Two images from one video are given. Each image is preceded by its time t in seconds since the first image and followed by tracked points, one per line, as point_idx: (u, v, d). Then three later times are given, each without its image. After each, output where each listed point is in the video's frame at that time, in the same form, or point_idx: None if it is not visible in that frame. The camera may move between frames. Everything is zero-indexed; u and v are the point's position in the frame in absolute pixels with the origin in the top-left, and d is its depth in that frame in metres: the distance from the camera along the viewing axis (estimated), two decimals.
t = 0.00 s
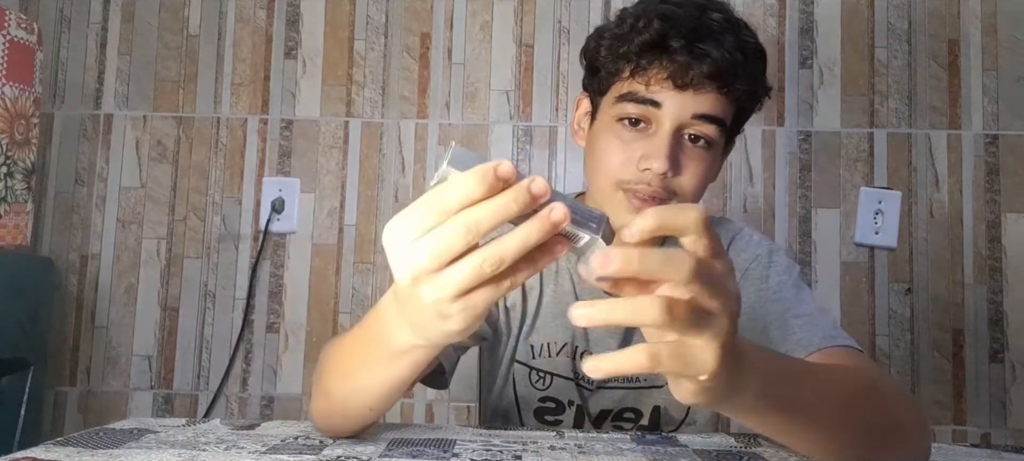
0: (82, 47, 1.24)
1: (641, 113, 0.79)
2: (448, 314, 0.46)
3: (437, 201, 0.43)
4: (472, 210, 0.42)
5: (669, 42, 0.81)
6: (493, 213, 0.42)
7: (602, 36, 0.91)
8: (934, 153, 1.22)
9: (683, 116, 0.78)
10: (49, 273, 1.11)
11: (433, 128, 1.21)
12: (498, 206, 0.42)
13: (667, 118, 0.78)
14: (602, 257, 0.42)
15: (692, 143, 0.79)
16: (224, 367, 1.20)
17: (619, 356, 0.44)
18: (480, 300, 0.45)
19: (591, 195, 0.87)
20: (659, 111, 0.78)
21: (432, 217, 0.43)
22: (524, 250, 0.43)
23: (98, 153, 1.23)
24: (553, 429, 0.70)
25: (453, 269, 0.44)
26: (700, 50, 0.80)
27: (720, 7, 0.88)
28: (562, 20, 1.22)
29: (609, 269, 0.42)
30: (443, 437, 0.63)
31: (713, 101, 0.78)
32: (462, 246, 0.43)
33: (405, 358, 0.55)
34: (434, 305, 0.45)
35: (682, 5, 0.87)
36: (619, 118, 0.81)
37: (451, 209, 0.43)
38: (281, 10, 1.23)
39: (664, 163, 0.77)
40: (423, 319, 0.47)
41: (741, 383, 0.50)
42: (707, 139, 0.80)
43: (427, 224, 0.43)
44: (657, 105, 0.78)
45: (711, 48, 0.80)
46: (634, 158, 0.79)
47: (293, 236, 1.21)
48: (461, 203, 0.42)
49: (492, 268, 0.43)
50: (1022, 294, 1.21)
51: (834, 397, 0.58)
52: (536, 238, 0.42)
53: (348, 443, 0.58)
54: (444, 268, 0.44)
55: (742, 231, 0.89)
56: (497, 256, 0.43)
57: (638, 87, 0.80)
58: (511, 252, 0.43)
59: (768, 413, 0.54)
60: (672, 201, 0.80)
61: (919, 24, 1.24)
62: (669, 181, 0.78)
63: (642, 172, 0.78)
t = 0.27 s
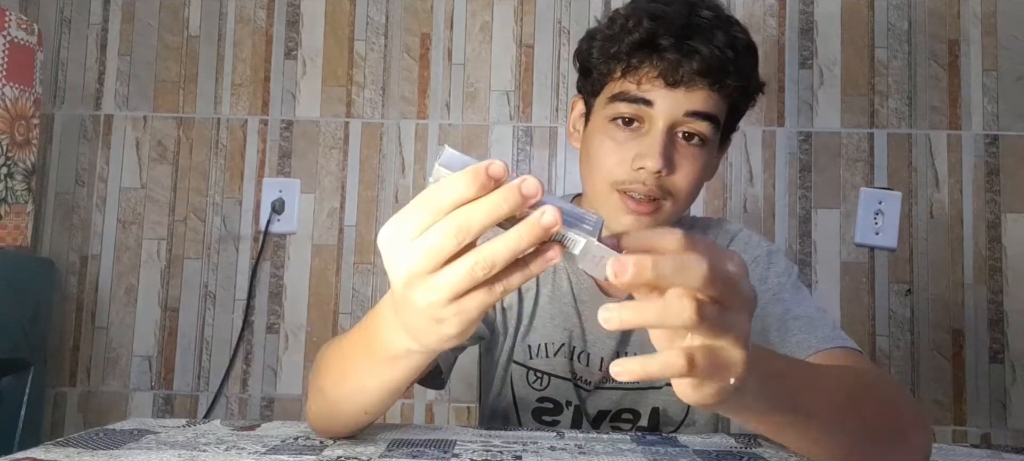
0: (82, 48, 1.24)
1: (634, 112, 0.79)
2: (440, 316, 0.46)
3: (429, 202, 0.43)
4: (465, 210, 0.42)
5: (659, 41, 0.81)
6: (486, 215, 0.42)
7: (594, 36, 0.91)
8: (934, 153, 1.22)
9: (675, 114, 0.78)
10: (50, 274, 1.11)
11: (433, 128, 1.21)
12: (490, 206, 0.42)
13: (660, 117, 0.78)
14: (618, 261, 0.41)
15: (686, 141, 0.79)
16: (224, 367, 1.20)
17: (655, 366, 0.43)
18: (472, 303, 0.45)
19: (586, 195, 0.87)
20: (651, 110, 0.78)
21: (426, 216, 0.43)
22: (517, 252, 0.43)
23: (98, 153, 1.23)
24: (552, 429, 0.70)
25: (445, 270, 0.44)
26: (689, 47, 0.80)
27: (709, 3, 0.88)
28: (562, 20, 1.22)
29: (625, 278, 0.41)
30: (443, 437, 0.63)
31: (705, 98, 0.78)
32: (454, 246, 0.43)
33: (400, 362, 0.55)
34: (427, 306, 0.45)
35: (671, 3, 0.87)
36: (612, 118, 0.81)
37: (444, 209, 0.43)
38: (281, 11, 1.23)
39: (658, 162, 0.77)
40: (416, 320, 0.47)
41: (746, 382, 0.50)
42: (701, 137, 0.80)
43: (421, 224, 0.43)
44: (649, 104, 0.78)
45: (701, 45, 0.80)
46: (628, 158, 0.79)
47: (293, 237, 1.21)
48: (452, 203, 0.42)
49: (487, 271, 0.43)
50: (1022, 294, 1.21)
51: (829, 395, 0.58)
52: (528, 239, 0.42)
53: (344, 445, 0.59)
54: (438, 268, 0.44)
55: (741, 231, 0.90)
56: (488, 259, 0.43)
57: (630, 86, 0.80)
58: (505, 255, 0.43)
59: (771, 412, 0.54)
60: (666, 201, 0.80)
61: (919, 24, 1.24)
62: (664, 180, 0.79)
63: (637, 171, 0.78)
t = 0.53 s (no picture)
0: (82, 48, 1.24)
1: (634, 111, 0.80)
2: (447, 322, 0.45)
3: (439, 203, 0.43)
4: (474, 211, 0.42)
5: (659, 39, 0.81)
6: (494, 215, 0.42)
7: (593, 36, 0.91)
8: (934, 153, 1.22)
9: (675, 113, 0.78)
10: (49, 274, 1.11)
11: (433, 128, 1.21)
12: (499, 207, 0.41)
13: (660, 115, 0.78)
14: (606, 293, 0.40)
15: (686, 139, 0.80)
16: (224, 367, 1.20)
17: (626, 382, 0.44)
18: (479, 310, 0.44)
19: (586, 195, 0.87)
20: (651, 108, 0.78)
21: (434, 218, 0.43)
22: (524, 255, 0.42)
23: (98, 153, 1.23)
24: (552, 429, 0.70)
25: (452, 273, 0.43)
26: (689, 45, 0.80)
27: (709, 3, 0.88)
28: (562, 20, 1.22)
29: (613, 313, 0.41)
30: (443, 437, 0.63)
31: (705, 96, 0.78)
32: (462, 248, 0.42)
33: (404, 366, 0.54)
34: (433, 312, 0.45)
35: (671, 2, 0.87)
36: (612, 116, 0.81)
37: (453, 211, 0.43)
38: (281, 10, 1.23)
39: (659, 160, 0.77)
40: (421, 327, 0.47)
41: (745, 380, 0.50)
42: (701, 136, 0.80)
43: (429, 225, 0.43)
44: (649, 102, 0.78)
45: (701, 43, 0.80)
46: (629, 156, 0.79)
47: (293, 236, 1.21)
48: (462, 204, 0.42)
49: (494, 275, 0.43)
50: (1022, 294, 1.21)
51: (830, 392, 0.58)
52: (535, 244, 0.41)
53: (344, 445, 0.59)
54: (445, 271, 0.44)
55: (741, 231, 0.89)
56: (495, 263, 0.42)
57: (630, 85, 0.80)
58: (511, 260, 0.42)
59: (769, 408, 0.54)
60: (666, 200, 0.80)
61: (919, 24, 1.24)
62: (665, 178, 0.79)
63: (637, 169, 0.78)
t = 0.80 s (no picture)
0: (82, 48, 1.24)
1: (637, 110, 0.80)
2: (457, 330, 0.45)
3: (451, 211, 0.43)
4: (486, 219, 0.42)
5: (662, 39, 0.81)
6: (507, 223, 0.41)
7: (596, 35, 0.91)
8: (934, 153, 1.22)
9: (678, 112, 0.78)
10: (49, 274, 1.11)
11: (433, 128, 1.21)
12: (512, 215, 0.41)
13: (663, 115, 0.78)
14: (607, 303, 0.40)
15: (689, 139, 0.80)
16: (224, 367, 1.20)
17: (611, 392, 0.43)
18: (490, 320, 0.44)
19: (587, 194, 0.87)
20: (654, 108, 0.78)
21: (445, 226, 0.43)
22: (536, 263, 0.41)
23: (98, 153, 1.23)
24: (553, 429, 0.70)
25: (463, 283, 0.43)
26: (693, 45, 0.80)
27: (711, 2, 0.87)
28: (562, 20, 1.22)
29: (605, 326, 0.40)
30: (443, 437, 0.63)
31: (708, 96, 0.78)
32: (473, 257, 0.42)
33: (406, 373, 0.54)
34: (443, 321, 0.45)
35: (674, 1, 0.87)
36: (615, 116, 0.81)
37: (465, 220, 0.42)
38: (281, 11, 1.23)
39: (661, 159, 0.77)
40: (430, 336, 0.47)
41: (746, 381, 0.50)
42: (703, 136, 0.80)
43: (440, 234, 0.43)
44: (652, 102, 0.78)
45: (704, 43, 0.80)
46: (631, 156, 0.79)
47: (293, 237, 1.21)
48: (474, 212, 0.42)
49: (506, 283, 0.42)
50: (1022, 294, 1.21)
51: (839, 397, 0.57)
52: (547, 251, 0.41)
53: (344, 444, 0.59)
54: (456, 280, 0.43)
55: (742, 231, 0.90)
56: (507, 272, 0.42)
57: (633, 84, 0.80)
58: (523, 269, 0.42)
59: (770, 405, 0.54)
60: (668, 200, 0.80)
61: (919, 24, 1.24)
62: (667, 178, 0.79)
63: (640, 169, 0.78)
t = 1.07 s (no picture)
0: (82, 47, 1.24)
1: (639, 109, 0.80)
2: (463, 327, 0.45)
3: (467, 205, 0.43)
4: (501, 218, 0.42)
5: (663, 38, 0.81)
6: (523, 223, 0.41)
7: (595, 35, 0.91)
8: (934, 153, 1.22)
9: (680, 110, 0.78)
10: (49, 273, 1.11)
11: (433, 128, 1.21)
12: (527, 215, 0.41)
13: (664, 113, 0.78)
14: (613, 293, 0.40)
15: (690, 138, 0.80)
16: (224, 367, 1.20)
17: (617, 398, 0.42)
18: (497, 317, 0.44)
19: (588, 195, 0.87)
20: (656, 106, 0.79)
21: (459, 220, 0.43)
22: (549, 265, 0.42)
23: (98, 153, 1.23)
24: (553, 429, 0.70)
25: (473, 279, 0.43)
26: (694, 43, 0.80)
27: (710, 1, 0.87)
28: (562, 20, 1.22)
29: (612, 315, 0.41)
30: (443, 436, 0.63)
31: (709, 94, 0.79)
32: (487, 254, 0.42)
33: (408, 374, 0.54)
34: (450, 317, 0.44)
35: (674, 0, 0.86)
36: (616, 115, 0.81)
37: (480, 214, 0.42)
38: (281, 10, 1.23)
39: (664, 157, 0.77)
40: (435, 333, 0.46)
41: (742, 397, 0.50)
42: (704, 134, 0.80)
43: (454, 229, 0.43)
44: (654, 100, 0.79)
45: (705, 41, 0.80)
46: (633, 154, 0.79)
47: (293, 236, 1.21)
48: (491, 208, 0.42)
49: (518, 282, 0.43)
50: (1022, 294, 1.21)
51: (831, 401, 0.57)
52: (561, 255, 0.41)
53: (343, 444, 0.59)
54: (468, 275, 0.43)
55: (742, 227, 0.89)
56: (519, 271, 0.42)
57: (634, 83, 0.80)
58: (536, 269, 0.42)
59: (765, 422, 0.54)
60: (671, 198, 0.80)
61: (919, 24, 1.24)
62: (669, 176, 0.79)
63: (642, 167, 0.79)
